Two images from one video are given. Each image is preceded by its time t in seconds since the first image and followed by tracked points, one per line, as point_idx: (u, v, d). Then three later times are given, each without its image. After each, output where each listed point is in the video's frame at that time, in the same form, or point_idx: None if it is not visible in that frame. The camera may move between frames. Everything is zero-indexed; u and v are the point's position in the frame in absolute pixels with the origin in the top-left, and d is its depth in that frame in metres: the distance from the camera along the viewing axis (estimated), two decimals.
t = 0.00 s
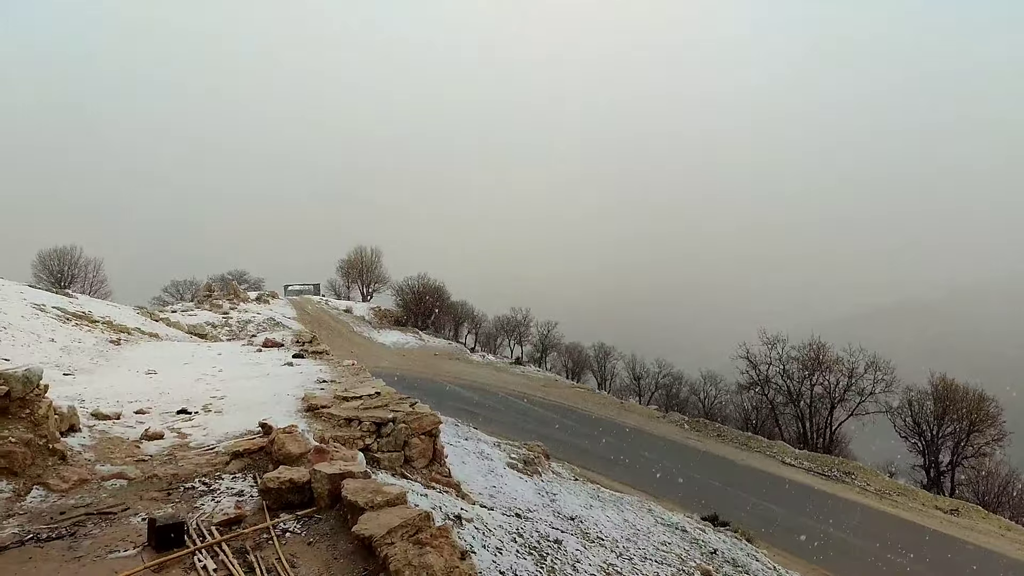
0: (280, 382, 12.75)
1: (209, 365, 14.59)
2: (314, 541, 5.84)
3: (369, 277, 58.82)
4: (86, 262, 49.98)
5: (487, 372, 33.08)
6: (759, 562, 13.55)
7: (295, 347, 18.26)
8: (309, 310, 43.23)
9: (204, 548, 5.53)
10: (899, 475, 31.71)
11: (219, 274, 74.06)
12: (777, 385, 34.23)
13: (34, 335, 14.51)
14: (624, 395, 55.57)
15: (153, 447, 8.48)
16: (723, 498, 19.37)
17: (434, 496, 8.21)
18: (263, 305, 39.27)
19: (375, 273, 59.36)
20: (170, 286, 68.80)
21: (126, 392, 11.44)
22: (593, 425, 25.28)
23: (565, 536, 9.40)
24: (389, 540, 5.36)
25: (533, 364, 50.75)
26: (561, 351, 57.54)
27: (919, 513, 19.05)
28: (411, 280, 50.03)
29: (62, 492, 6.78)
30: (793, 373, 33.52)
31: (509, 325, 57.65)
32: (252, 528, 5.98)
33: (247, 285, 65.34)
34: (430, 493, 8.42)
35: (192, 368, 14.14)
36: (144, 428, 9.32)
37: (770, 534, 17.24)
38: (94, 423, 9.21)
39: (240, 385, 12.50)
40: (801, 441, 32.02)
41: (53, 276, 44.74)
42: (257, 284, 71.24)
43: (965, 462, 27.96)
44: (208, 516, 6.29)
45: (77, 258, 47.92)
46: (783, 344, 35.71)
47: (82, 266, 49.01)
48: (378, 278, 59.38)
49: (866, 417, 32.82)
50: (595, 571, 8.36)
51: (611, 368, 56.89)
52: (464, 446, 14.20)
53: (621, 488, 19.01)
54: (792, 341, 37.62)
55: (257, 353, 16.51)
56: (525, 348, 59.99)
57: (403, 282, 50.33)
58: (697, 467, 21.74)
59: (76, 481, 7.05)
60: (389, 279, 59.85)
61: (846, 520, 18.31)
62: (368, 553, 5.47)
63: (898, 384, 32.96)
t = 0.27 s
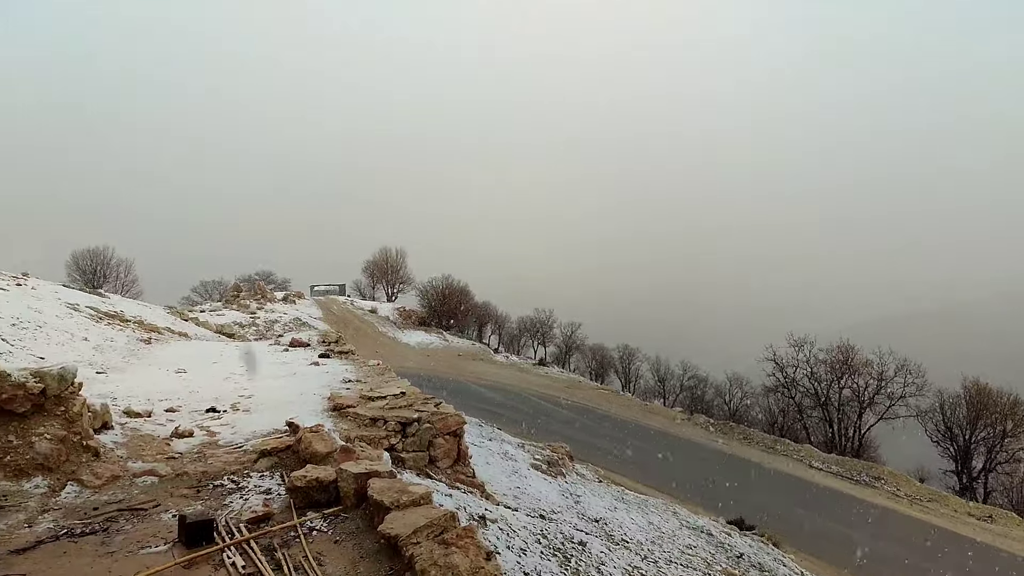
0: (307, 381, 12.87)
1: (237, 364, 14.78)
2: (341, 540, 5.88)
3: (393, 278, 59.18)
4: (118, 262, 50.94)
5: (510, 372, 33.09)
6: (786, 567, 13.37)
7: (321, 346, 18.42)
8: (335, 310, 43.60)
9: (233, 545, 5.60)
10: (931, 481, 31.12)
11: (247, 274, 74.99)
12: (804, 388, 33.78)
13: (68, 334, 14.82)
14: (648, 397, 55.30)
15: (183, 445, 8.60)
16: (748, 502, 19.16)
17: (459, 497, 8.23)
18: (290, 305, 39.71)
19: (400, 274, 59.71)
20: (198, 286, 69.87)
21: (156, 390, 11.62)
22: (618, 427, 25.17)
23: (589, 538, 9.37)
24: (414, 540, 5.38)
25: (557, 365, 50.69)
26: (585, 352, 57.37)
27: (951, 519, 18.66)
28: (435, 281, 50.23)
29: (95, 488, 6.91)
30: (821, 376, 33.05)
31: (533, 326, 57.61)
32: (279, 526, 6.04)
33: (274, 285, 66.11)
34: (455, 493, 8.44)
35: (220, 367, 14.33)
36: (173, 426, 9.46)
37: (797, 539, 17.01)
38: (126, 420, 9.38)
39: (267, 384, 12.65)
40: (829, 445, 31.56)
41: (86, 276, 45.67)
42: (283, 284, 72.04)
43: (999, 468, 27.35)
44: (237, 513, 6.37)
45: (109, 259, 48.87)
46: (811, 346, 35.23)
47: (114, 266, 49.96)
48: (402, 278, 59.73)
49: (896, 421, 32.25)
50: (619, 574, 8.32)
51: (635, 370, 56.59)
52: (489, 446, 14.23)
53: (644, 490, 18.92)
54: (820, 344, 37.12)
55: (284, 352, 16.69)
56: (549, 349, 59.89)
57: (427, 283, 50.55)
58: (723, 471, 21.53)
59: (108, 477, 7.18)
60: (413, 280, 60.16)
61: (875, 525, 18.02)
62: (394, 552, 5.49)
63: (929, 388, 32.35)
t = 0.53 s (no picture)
0: (330, 379, 12.97)
1: (262, 361, 14.93)
2: (365, 536, 5.92)
3: (416, 276, 59.44)
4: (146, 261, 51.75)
5: (532, 371, 33.07)
6: (812, 569, 13.22)
7: (344, 344, 18.55)
8: (358, 308, 43.90)
9: (259, 540, 5.66)
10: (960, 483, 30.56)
11: (271, 273, 75.76)
12: (830, 388, 33.35)
13: (98, 331, 15.07)
14: (672, 396, 54.99)
15: (210, 441, 8.72)
16: (773, 503, 18.97)
17: (481, 494, 8.25)
18: (313, 304, 40.06)
19: (422, 272, 59.95)
20: (224, 284, 70.77)
21: (184, 387, 11.79)
22: (641, 427, 25.05)
23: (612, 537, 9.34)
24: (438, 537, 5.40)
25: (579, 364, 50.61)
26: (607, 351, 57.18)
27: (981, 522, 18.32)
28: (457, 279, 50.36)
29: (125, 483, 7.04)
30: (848, 376, 32.60)
31: (555, 324, 57.52)
32: (304, 522, 6.10)
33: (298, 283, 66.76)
34: (477, 491, 8.46)
35: (246, 364, 14.49)
36: (200, 422, 9.59)
37: (822, 540, 16.82)
38: (154, 416, 9.53)
39: (292, 381, 12.78)
40: (855, 446, 31.13)
41: (115, 274, 46.46)
42: (307, 283, 72.69)
43: None
44: (263, 509, 6.44)
45: (137, 257, 49.66)
46: (837, 346, 34.75)
47: (142, 265, 50.75)
48: (425, 277, 59.98)
49: (925, 422, 31.72)
50: (642, 573, 8.28)
51: (658, 369, 56.30)
52: (511, 444, 14.25)
53: (667, 490, 18.80)
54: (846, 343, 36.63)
55: (309, 350, 16.85)
56: (571, 348, 59.76)
57: (449, 281, 50.69)
58: (747, 471, 21.34)
59: (138, 472, 7.30)
60: (436, 278, 60.37)
61: (902, 527, 17.77)
62: (418, 549, 5.52)
63: (959, 389, 31.79)
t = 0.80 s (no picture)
0: (349, 378, 13.04)
1: (282, 360, 15.05)
2: (383, 535, 5.95)
3: (435, 277, 59.63)
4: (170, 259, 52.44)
5: (550, 373, 33.03)
6: None
7: (364, 344, 18.65)
8: (377, 308, 44.13)
9: (278, 537, 5.71)
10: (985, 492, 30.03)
11: (292, 272, 76.41)
12: (852, 393, 32.94)
13: (122, 328, 15.28)
14: (690, 400, 54.69)
15: (231, 437, 8.82)
16: (792, 509, 18.78)
17: (498, 495, 8.24)
18: (333, 303, 40.33)
19: (441, 273, 60.13)
20: (245, 283, 71.53)
21: (205, 384, 11.92)
22: (659, 430, 24.92)
23: (629, 541, 9.30)
24: (456, 538, 5.41)
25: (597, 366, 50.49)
26: (625, 354, 56.97)
27: (1006, 532, 18.00)
28: (476, 280, 50.43)
29: (147, 478, 7.13)
30: (870, 382, 32.19)
31: (573, 326, 57.41)
32: (323, 520, 6.14)
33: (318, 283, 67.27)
34: (495, 492, 8.46)
35: (267, 363, 14.62)
36: (221, 419, 9.69)
37: (842, 547, 16.62)
38: (176, 413, 9.64)
39: (312, 379, 12.87)
40: (877, 452, 30.72)
41: (139, 272, 47.10)
42: (327, 282, 73.21)
43: None
44: (282, 506, 6.50)
45: (161, 255, 50.33)
46: (859, 351, 34.32)
47: (165, 263, 51.39)
48: (444, 277, 60.15)
49: (949, 430, 31.23)
50: None
51: (676, 372, 56.01)
52: (528, 446, 14.25)
53: (685, 494, 18.67)
54: (868, 349, 36.21)
55: (329, 349, 16.96)
56: (589, 350, 59.59)
57: (468, 282, 50.78)
58: (766, 476, 21.16)
59: (160, 467, 7.39)
60: (454, 279, 60.53)
61: (923, 535, 17.52)
62: (436, 549, 5.54)
63: (984, 396, 31.25)
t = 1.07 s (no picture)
0: (366, 380, 13.10)
1: (300, 362, 15.15)
2: (400, 537, 5.97)
3: (450, 280, 59.76)
4: (189, 262, 52.97)
5: (566, 376, 32.97)
6: None
7: (381, 346, 18.74)
8: (393, 311, 44.29)
9: (296, 538, 5.74)
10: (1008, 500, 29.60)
11: (309, 275, 76.89)
12: (872, 399, 32.56)
13: (143, 330, 15.45)
14: (707, 405, 54.37)
15: (249, 438, 8.88)
16: (811, 515, 18.59)
17: (515, 499, 8.24)
18: (350, 305, 40.53)
19: (457, 276, 60.24)
20: (263, 286, 72.13)
21: (224, 386, 12.02)
22: (675, 434, 24.79)
23: (646, 545, 9.25)
24: (473, 541, 5.41)
25: (614, 370, 50.33)
26: (642, 357, 56.75)
27: None
28: (491, 283, 50.47)
29: (167, 478, 7.21)
30: (890, 387, 31.80)
31: (589, 330, 57.27)
32: (340, 521, 6.17)
33: (335, 286, 67.64)
34: (511, 495, 8.44)
35: (285, 364, 14.72)
36: (240, 420, 9.78)
37: (862, 553, 16.44)
38: (196, 414, 9.73)
39: (329, 381, 12.94)
40: (897, 458, 30.34)
41: (159, 275, 47.61)
42: (344, 285, 73.60)
43: None
44: (300, 507, 6.54)
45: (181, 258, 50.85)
46: (879, 356, 33.94)
47: (185, 265, 51.94)
48: (460, 280, 60.28)
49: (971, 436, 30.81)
50: None
51: (693, 377, 55.76)
52: (544, 449, 14.23)
53: (703, 499, 18.54)
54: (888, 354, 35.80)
55: (346, 351, 17.05)
56: (605, 353, 59.42)
57: (483, 285, 50.84)
58: (784, 481, 20.98)
59: (180, 468, 7.46)
60: (470, 282, 60.62)
61: (945, 543, 17.28)
62: (453, 551, 5.55)
63: (1007, 402, 30.81)
